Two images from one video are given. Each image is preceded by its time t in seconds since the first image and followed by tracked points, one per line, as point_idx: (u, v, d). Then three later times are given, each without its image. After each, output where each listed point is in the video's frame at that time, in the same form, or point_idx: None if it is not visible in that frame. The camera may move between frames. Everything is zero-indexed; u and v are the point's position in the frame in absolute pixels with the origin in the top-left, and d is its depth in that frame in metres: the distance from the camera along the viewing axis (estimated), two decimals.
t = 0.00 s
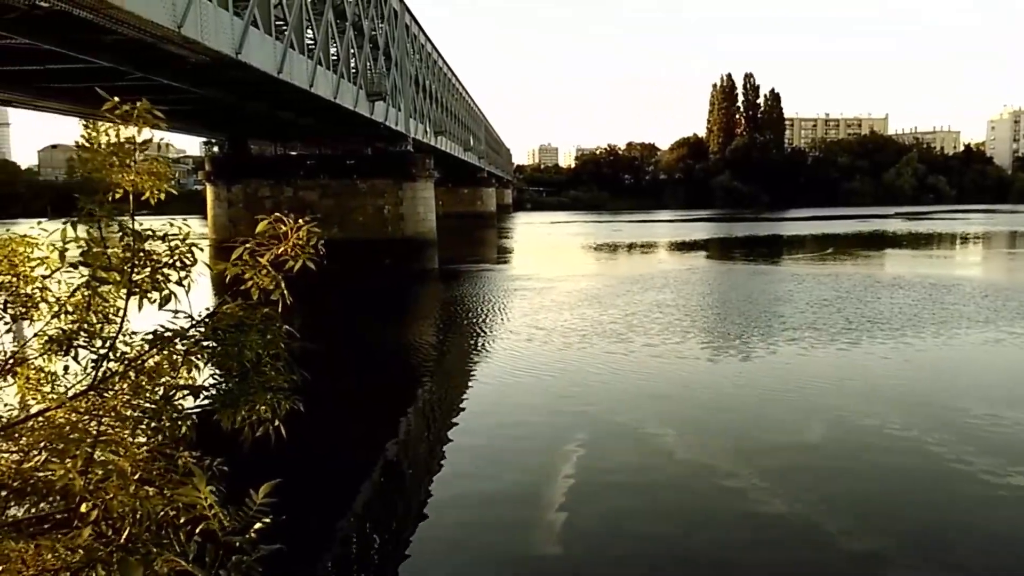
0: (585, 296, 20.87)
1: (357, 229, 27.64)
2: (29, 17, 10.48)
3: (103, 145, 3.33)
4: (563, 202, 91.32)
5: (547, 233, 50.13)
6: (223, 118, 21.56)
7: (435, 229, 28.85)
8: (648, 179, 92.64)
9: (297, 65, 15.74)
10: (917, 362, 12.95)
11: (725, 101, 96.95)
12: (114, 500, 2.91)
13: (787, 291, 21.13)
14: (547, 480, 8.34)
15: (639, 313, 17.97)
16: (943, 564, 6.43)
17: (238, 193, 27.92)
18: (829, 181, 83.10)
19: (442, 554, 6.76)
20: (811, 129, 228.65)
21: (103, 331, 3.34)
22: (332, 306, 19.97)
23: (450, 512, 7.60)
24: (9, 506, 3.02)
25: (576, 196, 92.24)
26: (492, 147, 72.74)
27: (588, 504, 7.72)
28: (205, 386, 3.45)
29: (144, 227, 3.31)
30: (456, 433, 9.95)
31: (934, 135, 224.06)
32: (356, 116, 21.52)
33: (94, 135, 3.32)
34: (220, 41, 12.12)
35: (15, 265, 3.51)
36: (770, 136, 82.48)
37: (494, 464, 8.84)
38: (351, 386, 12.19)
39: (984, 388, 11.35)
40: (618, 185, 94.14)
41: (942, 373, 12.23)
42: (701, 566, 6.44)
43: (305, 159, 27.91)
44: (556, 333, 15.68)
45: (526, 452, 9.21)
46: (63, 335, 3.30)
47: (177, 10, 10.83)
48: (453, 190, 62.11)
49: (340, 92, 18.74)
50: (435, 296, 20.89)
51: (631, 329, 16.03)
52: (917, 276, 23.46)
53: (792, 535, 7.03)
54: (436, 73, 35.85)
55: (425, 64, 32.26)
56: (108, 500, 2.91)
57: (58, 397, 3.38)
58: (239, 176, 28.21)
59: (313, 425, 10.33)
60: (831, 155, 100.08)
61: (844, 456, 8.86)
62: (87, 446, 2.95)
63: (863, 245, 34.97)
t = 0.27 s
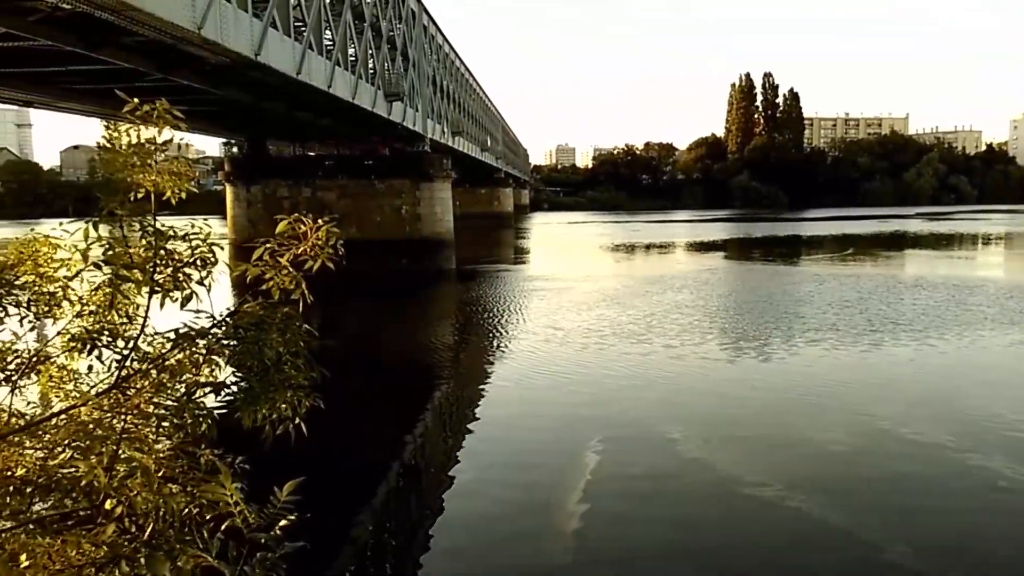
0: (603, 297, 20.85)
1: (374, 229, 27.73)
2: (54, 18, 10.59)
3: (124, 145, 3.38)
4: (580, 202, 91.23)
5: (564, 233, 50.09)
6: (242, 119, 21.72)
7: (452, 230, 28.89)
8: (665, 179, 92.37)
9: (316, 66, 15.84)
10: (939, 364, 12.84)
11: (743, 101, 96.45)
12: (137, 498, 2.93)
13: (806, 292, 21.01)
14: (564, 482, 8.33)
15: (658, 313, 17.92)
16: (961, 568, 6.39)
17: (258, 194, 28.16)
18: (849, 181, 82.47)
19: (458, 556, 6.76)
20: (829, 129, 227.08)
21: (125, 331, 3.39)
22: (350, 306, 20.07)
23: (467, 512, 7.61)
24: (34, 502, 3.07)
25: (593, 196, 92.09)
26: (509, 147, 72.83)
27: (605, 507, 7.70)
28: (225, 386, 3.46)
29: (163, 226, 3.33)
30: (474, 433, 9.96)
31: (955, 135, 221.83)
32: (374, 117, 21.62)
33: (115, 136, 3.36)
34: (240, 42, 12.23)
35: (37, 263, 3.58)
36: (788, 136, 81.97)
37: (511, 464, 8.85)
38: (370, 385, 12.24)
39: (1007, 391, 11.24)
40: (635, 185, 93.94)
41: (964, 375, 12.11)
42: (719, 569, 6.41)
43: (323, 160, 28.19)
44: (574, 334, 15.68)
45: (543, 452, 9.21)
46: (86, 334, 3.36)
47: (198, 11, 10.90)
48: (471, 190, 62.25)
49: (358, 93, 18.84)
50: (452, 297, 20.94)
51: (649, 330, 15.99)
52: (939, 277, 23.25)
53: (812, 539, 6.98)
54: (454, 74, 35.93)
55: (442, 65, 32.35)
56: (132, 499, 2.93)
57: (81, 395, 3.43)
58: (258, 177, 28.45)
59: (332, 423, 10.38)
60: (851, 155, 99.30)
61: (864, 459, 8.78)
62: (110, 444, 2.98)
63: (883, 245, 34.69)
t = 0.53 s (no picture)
0: (620, 296, 20.82)
1: (391, 229, 27.80)
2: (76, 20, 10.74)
3: (147, 145, 3.40)
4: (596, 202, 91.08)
5: (580, 233, 50.05)
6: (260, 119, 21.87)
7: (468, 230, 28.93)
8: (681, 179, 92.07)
9: (333, 67, 15.93)
10: (959, 365, 12.74)
11: (760, 100, 95.97)
12: (158, 493, 2.95)
13: (824, 292, 20.89)
14: (579, 482, 8.32)
15: (675, 314, 17.88)
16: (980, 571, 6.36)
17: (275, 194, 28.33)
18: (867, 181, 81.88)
19: (474, 554, 6.77)
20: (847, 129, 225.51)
21: (146, 328, 3.42)
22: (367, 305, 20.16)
23: (482, 511, 7.63)
24: (57, 499, 3.11)
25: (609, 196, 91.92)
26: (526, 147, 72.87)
27: (620, 506, 7.71)
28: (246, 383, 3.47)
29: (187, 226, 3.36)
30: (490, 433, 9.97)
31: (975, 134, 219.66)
32: (390, 117, 21.71)
33: (136, 134, 3.37)
34: (258, 43, 12.32)
35: (59, 261, 3.62)
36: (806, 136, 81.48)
37: (527, 464, 8.87)
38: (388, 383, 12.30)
39: None
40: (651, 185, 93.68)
41: (985, 376, 12.02)
42: (734, 569, 6.41)
43: (340, 160, 28.29)
44: (591, 334, 15.66)
45: (559, 452, 9.22)
46: (105, 332, 3.40)
47: (216, 12, 10.98)
48: (488, 190, 62.33)
49: (375, 93, 18.92)
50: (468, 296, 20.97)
51: (666, 330, 15.96)
52: (959, 278, 23.06)
53: (828, 540, 6.95)
54: (470, 74, 35.98)
55: (459, 65, 32.42)
56: (152, 495, 2.95)
57: (100, 392, 3.47)
58: (276, 177, 28.61)
59: (350, 420, 10.43)
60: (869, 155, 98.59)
61: (883, 462, 8.74)
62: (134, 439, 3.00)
63: (902, 245, 34.43)
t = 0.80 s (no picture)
0: (636, 296, 20.79)
1: (405, 228, 27.85)
2: (96, 21, 10.86)
3: (164, 144, 3.42)
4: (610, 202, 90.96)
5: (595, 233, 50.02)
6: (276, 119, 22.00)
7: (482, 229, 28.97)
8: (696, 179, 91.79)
9: (349, 67, 16.00)
10: (978, 366, 12.66)
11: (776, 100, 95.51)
12: (177, 491, 2.96)
13: (841, 293, 20.79)
14: (594, 481, 8.32)
15: (691, 314, 17.83)
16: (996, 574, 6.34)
17: (291, 194, 28.48)
18: (883, 181, 81.35)
19: (489, 553, 6.79)
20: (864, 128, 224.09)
21: (164, 326, 3.43)
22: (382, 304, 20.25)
23: (497, 510, 7.65)
24: (77, 495, 3.16)
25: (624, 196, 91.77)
26: (541, 146, 72.86)
27: (636, 505, 7.71)
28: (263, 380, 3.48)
29: (206, 225, 3.37)
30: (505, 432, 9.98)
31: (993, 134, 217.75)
32: (406, 117, 21.79)
33: (153, 134, 3.40)
34: (275, 43, 12.40)
35: (79, 259, 3.64)
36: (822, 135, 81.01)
37: (541, 463, 8.88)
38: (404, 382, 12.34)
39: None
40: (666, 186, 93.43)
41: (1004, 378, 11.94)
42: (748, 570, 6.42)
43: (355, 160, 28.41)
44: (606, 334, 15.66)
45: (573, 451, 9.22)
46: (125, 329, 3.42)
47: (234, 13, 11.07)
48: (503, 190, 62.35)
49: (391, 93, 18.99)
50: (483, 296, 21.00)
51: (682, 330, 15.92)
52: (977, 278, 22.89)
53: (844, 542, 6.94)
54: (485, 74, 36.03)
55: (474, 65, 32.48)
56: (171, 491, 2.97)
57: (119, 390, 3.48)
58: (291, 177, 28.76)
59: (366, 417, 10.47)
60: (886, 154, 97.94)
61: (900, 463, 8.70)
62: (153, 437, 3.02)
63: (920, 246, 34.20)
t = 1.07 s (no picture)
0: (650, 297, 20.73)
1: (419, 228, 27.92)
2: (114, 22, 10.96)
3: (182, 144, 3.43)
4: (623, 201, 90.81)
5: (609, 232, 49.97)
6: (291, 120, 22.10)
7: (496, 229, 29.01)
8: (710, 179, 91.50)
9: (363, 67, 16.07)
10: (996, 367, 12.59)
11: (792, 99, 95.06)
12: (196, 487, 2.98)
13: (857, 293, 20.69)
14: (608, 482, 8.32)
15: (707, 314, 17.77)
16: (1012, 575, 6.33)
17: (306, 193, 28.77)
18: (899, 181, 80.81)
19: (504, 553, 6.80)
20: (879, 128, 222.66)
21: (182, 324, 3.43)
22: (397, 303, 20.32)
23: (511, 509, 7.68)
24: (98, 492, 3.17)
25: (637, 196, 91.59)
26: (554, 146, 72.78)
27: (651, 507, 7.71)
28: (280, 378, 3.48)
29: (224, 224, 3.38)
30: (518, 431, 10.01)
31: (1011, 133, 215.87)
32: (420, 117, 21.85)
33: (170, 134, 3.42)
34: (290, 44, 12.48)
35: (98, 257, 3.67)
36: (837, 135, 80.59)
37: (556, 463, 8.89)
38: (419, 381, 12.37)
39: None
40: (680, 185, 93.11)
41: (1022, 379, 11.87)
42: (761, 570, 6.44)
43: (369, 160, 28.65)
44: (621, 333, 15.67)
45: (587, 451, 9.24)
46: (144, 328, 3.43)
47: (249, 13, 11.12)
48: (516, 189, 62.31)
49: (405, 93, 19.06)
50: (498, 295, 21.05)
51: (698, 330, 15.87)
52: (996, 279, 22.71)
53: (860, 544, 6.92)
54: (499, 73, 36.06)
55: (489, 64, 32.51)
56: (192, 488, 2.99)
57: (138, 388, 3.51)
58: (306, 176, 28.93)
59: (384, 416, 10.52)
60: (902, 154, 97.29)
61: (917, 465, 8.65)
62: (173, 433, 3.04)
63: (937, 245, 33.96)
